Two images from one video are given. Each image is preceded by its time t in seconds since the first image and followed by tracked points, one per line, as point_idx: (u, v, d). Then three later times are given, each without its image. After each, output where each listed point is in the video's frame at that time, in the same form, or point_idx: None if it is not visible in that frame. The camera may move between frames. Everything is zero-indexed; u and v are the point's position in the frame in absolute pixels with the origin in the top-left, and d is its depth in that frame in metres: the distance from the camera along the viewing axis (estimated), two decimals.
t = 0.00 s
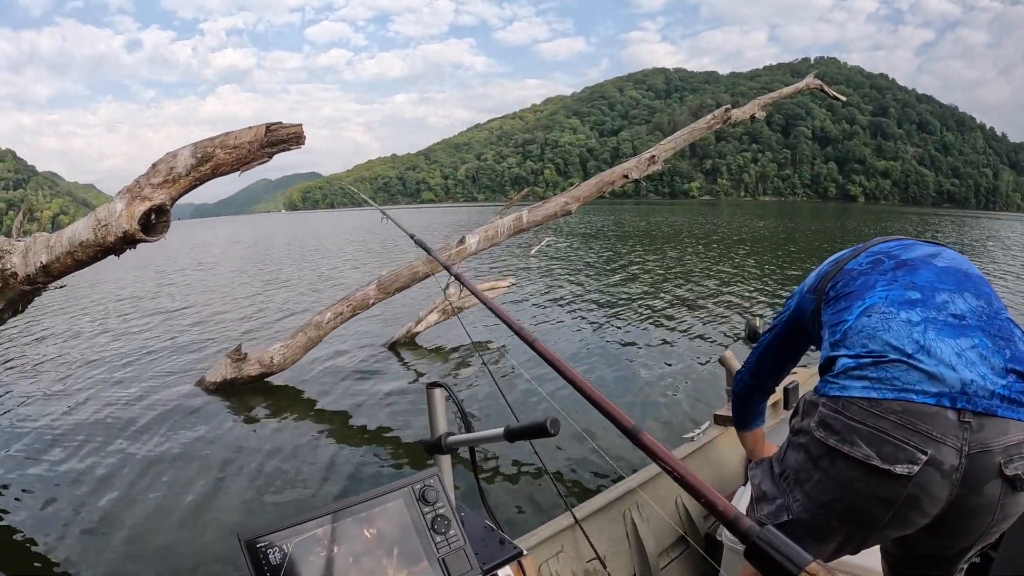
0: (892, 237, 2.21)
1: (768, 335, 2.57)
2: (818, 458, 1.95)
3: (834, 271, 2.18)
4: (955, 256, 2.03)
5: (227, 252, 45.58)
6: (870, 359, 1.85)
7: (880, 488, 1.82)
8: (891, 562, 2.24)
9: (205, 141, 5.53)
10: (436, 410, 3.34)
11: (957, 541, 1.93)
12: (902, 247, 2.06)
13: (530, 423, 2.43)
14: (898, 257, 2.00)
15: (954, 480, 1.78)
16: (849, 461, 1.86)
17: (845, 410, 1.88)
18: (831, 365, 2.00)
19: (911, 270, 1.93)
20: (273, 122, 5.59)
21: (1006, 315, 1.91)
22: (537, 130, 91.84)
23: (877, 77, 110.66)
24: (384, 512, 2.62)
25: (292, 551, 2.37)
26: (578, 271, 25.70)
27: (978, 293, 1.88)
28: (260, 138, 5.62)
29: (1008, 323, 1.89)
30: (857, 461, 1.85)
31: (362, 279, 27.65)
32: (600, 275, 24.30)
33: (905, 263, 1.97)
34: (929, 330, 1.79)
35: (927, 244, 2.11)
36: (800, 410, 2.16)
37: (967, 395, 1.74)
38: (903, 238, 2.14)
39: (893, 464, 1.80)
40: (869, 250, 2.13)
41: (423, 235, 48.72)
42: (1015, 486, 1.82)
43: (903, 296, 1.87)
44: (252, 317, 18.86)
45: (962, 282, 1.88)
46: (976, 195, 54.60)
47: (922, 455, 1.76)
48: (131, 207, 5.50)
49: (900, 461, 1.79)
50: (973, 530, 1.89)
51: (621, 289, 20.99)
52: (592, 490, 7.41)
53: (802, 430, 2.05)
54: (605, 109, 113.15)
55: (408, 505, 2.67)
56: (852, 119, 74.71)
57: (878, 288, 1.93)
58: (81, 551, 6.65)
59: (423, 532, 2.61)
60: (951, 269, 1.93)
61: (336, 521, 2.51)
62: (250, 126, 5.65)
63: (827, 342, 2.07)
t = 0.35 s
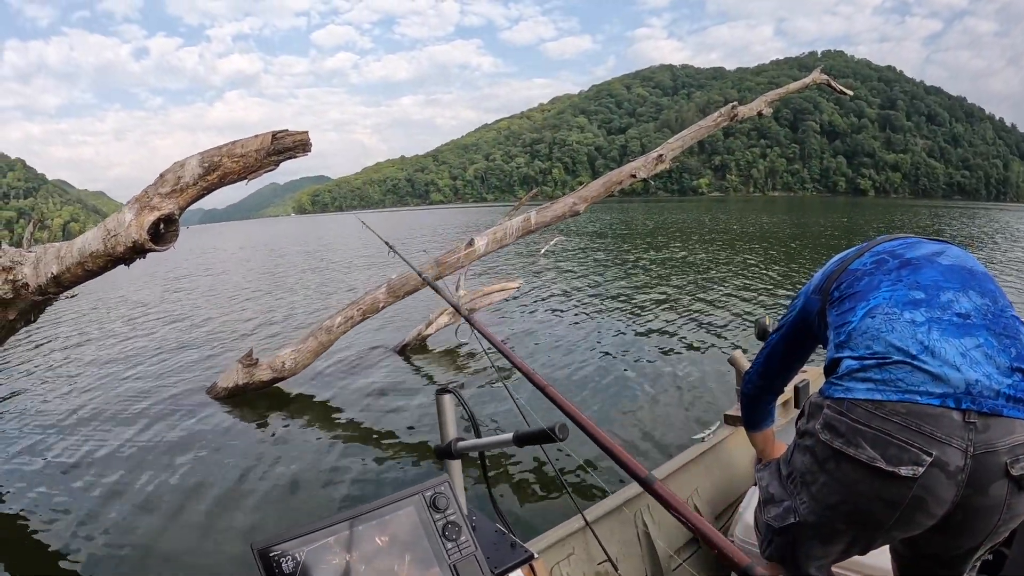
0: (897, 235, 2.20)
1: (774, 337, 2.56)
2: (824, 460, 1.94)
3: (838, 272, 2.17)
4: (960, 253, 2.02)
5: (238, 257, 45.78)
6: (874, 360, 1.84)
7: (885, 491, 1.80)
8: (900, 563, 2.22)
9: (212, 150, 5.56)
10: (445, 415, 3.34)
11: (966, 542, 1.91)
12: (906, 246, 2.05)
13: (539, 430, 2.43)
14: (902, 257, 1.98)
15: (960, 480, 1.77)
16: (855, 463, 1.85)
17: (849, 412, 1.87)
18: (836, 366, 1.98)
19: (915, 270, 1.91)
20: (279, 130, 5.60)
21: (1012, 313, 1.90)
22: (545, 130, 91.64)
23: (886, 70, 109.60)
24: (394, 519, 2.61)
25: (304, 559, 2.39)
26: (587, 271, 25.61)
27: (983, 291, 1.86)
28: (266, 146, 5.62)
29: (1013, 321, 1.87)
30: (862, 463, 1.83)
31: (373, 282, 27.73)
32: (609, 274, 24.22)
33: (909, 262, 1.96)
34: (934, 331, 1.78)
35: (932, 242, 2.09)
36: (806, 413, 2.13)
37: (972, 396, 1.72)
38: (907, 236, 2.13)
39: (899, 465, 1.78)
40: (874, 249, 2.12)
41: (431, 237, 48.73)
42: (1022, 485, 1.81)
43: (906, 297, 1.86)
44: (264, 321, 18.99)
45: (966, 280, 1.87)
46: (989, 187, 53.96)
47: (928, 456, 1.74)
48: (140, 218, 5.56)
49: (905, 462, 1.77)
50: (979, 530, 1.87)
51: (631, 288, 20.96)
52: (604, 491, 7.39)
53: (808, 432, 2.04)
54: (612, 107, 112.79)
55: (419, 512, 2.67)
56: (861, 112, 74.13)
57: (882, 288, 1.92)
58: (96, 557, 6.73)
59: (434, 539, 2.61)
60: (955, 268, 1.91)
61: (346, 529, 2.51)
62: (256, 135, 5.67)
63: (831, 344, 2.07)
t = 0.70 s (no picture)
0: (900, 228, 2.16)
1: (781, 335, 2.54)
2: (833, 456, 1.92)
3: (843, 266, 2.14)
4: (964, 243, 1.99)
5: (246, 262, 45.99)
6: (881, 355, 1.82)
7: (895, 484, 1.80)
8: (911, 559, 2.21)
9: (219, 155, 5.60)
10: (454, 417, 3.35)
11: (976, 534, 1.90)
12: (910, 238, 2.02)
13: (546, 428, 2.42)
14: (907, 250, 1.95)
15: (971, 472, 1.76)
16: (865, 457, 1.84)
17: (857, 408, 1.86)
18: (843, 361, 1.97)
19: (920, 263, 1.89)
20: (285, 135, 5.62)
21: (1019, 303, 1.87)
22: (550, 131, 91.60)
23: (892, 65, 109.05)
24: (405, 518, 2.61)
25: (315, 557, 2.40)
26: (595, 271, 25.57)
27: (989, 282, 1.84)
28: (272, 151, 5.65)
29: (1021, 311, 1.85)
30: (871, 457, 1.82)
31: (381, 285, 27.85)
32: (616, 275, 24.18)
33: (914, 255, 1.93)
34: (939, 324, 1.77)
35: (936, 234, 2.06)
36: (814, 410, 2.10)
37: (981, 387, 1.71)
38: (910, 229, 2.10)
39: (910, 458, 1.77)
40: (877, 243, 2.08)
41: (439, 239, 48.82)
42: None
43: (912, 289, 1.83)
44: (275, 325, 19.11)
45: (972, 272, 1.84)
46: (997, 181, 53.57)
47: (938, 449, 1.73)
48: (149, 223, 5.60)
49: (915, 456, 1.75)
50: (990, 522, 1.86)
51: (638, 288, 20.92)
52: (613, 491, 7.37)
53: (817, 428, 2.02)
54: (618, 107, 112.72)
55: (428, 511, 2.67)
56: (867, 108, 73.78)
57: (887, 282, 1.89)
58: (109, 561, 6.79)
59: (444, 537, 2.60)
60: (960, 259, 1.89)
61: (356, 529, 2.52)
62: (262, 139, 5.69)
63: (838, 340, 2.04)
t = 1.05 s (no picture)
0: (900, 216, 2.15)
1: (795, 334, 2.48)
2: (842, 454, 1.89)
3: (845, 260, 2.10)
4: (964, 230, 1.98)
5: (249, 264, 46.01)
6: (887, 350, 1.80)
7: (904, 480, 1.79)
8: (916, 552, 2.21)
9: (221, 158, 5.61)
10: (456, 415, 3.34)
11: (983, 525, 1.91)
12: (912, 228, 2.00)
13: (547, 429, 2.42)
14: (908, 242, 1.93)
15: (978, 464, 1.77)
16: (874, 454, 1.81)
17: (863, 407, 1.83)
18: (847, 358, 1.94)
19: (923, 254, 1.87)
20: (286, 137, 5.62)
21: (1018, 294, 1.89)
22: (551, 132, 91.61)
23: (892, 64, 109.17)
24: (408, 518, 2.62)
25: (320, 556, 2.41)
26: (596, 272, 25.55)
27: (992, 272, 1.84)
28: (274, 153, 5.64)
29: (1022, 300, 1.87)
30: (880, 453, 1.80)
31: (384, 286, 27.91)
32: (618, 275, 24.18)
33: (917, 245, 1.91)
34: (944, 316, 1.77)
35: (936, 220, 2.05)
36: (818, 408, 2.05)
37: (987, 379, 1.73)
38: (910, 216, 2.08)
39: (917, 455, 1.76)
40: (877, 234, 2.05)
41: (440, 241, 48.85)
42: None
43: (915, 283, 1.82)
44: (277, 326, 19.16)
45: (974, 263, 1.85)
46: (998, 180, 53.59)
47: (946, 443, 1.73)
48: (150, 226, 5.61)
49: (924, 451, 1.75)
50: (996, 513, 1.88)
51: (640, 288, 20.90)
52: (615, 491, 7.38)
53: (823, 425, 1.99)
54: (619, 108, 112.78)
55: (431, 509, 2.67)
56: (868, 108, 73.83)
57: (892, 276, 1.87)
58: (112, 562, 6.80)
59: (446, 536, 2.60)
60: (962, 250, 1.88)
61: (357, 530, 2.52)
62: (264, 142, 5.69)
63: (842, 334, 2.01)
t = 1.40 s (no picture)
0: (884, 218, 2.13)
1: (819, 366, 2.49)
2: (869, 465, 1.87)
3: (843, 275, 2.10)
4: (950, 221, 1.96)
5: (249, 267, 45.98)
6: (907, 362, 1.79)
7: (938, 490, 1.77)
8: (933, 550, 2.22)
9: (222, 163, 5.62)
10: (455, 412, 3.34)
11: (1007, 520, 1.93)
12: (901, 231, 1.98)
13: (546, 425, 2.44)
14: (904, 247, 1.91)
15: (1007, 465, 1.77)
16: (904, 466, 1.79)
17: (890, 421, 1.81)
18: (864, 374, 1.92)
19: (924, 258, 1.86)
20: (287, 141, 5.62)
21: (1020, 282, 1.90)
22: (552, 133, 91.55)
23: (891, 63, 109.11)
24: (408, 514, 2.63)
25: (322, 551, 2.42)
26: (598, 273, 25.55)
27: (993, 265, 1.83)
28: (274, 157, 5.64)
29: None
30: (912, 466, 1.78)
31: (385, 288, 27.94)
32: (618, 276, 24.17)
33: (913, 251, 1.89)
34: (958, 321, 1.76)
35: (918, 215, 2.03)
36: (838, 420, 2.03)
37: (1009, 380, 1.74)
38: (892, 219, 2.07)
39: (951, 463, 1.75)
40: (869, 244, 2.05)
41: (441, 242, 48.83)
42: None
43: (924, 289, 1.80)
44: (279, 328, 19.19)
45: (974, 258, 1.84)
46: (999, 177, 53.51)
47: (975, 448, 1.73)
48: (152, 230, 5.62)
49: (955, 459, 1.75)
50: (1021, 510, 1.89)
51: (642, 289, 20.88)
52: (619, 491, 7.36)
53: (845, 436, 1.96)
54: (619, 108, 112.76)
55: (431, 506, 2.68)
56: (868, 106, 73.80)
57: (897, 286, 1.86)
58: (116, 563, 6.78)
59: (447, 532, 2.62)
60: (959, 244, 1.86)
61: (359, 526, 2.53)
62: (265, 146, 5.69)
63: (855, 350, 2.00)
